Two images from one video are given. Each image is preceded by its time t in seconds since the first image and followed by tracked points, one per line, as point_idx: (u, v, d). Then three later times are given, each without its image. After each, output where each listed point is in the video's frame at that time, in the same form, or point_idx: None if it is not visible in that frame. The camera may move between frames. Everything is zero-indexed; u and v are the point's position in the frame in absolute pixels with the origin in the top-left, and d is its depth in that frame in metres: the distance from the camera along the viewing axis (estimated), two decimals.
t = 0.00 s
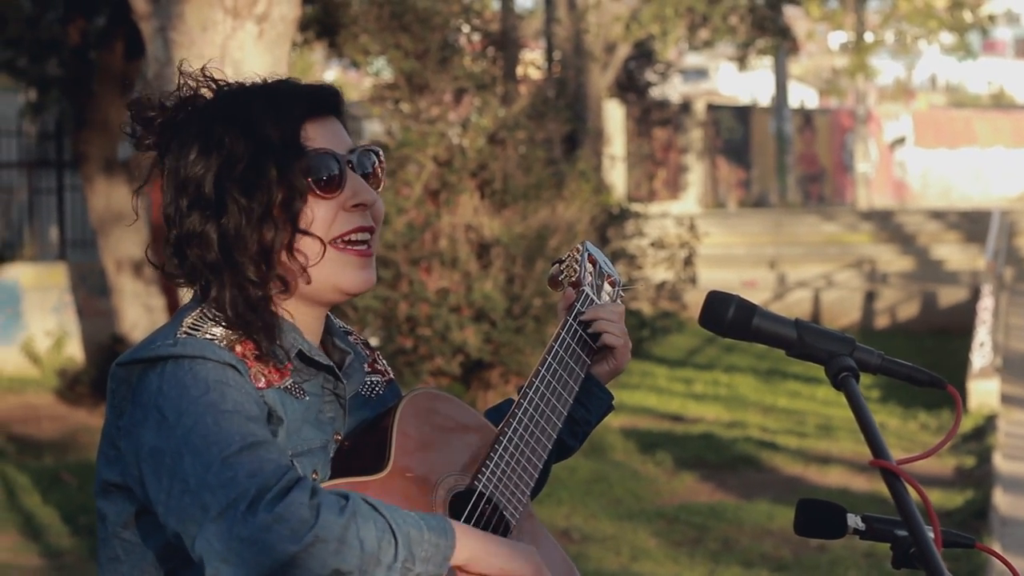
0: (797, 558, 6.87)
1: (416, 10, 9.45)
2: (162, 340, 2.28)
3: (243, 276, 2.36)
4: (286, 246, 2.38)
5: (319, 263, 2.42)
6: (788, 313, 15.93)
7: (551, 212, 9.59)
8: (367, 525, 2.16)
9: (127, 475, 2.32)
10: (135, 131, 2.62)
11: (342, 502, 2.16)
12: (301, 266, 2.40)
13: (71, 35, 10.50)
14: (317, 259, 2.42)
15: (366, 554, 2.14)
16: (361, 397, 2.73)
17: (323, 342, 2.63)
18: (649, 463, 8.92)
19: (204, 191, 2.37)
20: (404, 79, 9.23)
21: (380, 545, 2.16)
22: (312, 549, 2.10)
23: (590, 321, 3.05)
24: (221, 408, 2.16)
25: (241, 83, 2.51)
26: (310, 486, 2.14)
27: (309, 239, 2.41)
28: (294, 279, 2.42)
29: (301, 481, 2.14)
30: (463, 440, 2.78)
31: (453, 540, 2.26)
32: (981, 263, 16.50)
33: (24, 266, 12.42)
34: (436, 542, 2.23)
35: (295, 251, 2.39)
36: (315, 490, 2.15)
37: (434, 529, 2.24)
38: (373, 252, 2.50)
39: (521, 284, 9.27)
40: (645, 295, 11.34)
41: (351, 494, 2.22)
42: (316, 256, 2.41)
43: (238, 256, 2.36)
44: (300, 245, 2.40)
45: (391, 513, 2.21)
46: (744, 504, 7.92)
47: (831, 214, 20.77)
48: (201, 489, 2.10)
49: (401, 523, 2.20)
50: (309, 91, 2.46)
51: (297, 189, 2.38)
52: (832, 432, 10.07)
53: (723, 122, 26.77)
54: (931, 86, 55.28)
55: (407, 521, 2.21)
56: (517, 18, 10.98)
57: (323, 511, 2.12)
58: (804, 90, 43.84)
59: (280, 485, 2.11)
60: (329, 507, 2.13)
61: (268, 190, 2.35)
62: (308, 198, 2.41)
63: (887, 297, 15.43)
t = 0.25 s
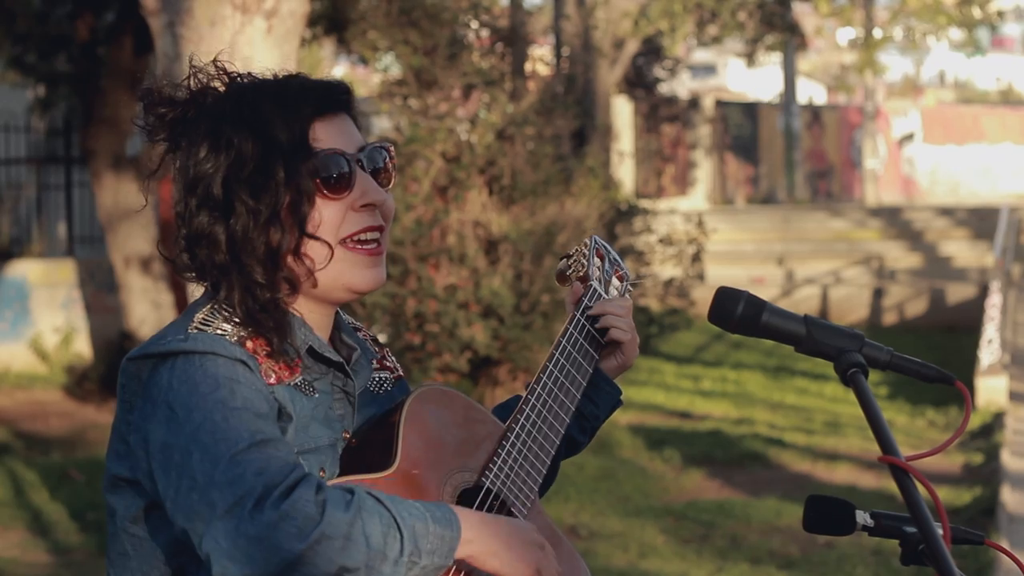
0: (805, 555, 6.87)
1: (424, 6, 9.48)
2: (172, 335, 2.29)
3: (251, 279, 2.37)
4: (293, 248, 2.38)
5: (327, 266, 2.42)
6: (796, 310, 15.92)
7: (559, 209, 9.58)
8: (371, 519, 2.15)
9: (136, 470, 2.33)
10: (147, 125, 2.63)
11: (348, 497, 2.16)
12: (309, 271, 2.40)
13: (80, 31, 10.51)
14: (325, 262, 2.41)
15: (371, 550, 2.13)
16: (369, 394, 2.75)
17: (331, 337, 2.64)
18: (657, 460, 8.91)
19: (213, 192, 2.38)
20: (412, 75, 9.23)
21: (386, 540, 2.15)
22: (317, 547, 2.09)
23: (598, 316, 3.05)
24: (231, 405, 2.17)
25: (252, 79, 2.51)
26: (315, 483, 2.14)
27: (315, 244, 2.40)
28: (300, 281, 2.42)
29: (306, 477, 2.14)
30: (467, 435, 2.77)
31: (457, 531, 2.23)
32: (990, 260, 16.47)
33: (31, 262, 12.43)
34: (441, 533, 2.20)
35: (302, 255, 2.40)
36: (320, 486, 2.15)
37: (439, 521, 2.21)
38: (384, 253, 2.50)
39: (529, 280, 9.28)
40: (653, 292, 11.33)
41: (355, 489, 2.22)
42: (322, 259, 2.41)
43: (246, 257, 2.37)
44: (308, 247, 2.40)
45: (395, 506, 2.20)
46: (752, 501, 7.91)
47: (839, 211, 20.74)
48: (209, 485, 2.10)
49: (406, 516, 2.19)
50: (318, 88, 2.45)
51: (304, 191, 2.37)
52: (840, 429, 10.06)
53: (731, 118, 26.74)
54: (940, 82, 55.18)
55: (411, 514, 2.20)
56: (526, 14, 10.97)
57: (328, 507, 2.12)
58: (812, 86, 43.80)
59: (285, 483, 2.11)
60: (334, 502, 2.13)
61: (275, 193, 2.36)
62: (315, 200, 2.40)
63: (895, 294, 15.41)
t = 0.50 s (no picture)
0: (809, 556, 6.87)
1: (427, 7, 9.46)
2: (177, 336, 2.29)
3: (269, 266, 2.37)
4: (311, 234, 2.38)
5: (344, 251, 2.42)
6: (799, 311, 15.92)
7: (562, 210, 9.59)
8: (378, 524, 2.16)
9: (141, 470, 2.32)
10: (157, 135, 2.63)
11: (356, 500, 2.17)
12: (326, 254, 2.40)
13: (83, 33, 10.54)
14: (342, 246, 2.41)
15: (378, 553, 2.14)
16: (373, 394, 2.76)
17: (336, 336, 2.64)
18: (660, 462, 8.92)
19: (230, 181, 2.38)
20: (416, 77, 9.25)
21: (391, 545, 2.16)
22: (327, 549, 2.10)
23: (601, 315, 3.05)
24: (238, 405, 2.17)
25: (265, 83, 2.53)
26: (324, 484, 2.15)
27: (333, 226, 2.41)
28: (318, 268, 2.41)
29: (317, 478, 2.15)
30: (471, 438, 2.77)
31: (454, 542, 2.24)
32: (993, 261, 16.47)
33: (35, 264, 12.45)
34: (441, 543, 2.21)
35: (320, 238, 2.40)
36: (330, 488, 2.15)
37: (439, 530, 2.22)
38: (397, 249, 2.49)
39: (532, 281, 9.29)
40: (656, 293, 11.33)
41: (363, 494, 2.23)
42: (340, 243, 2.41)
43: (265, 243, 2.36)
44: (326, 232, 2.40)
45: (401, 513, 2.21)
46: (756, 502, 7.92)
47: (842, 212, 20.73)
48: (216, 484, 2.09)
49: (409, 523, 2.20)
50: (333, 87, 2.48)
51: (323, 177, 2.39)
52: (843, 430, 10.07)
53: (735, 119, 26.74)
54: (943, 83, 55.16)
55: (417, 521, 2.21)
56: (529, 16, 10.98)
57: (338, 510, 2.13)
58: (816, 87, 43.83)
59: (294, 485, 2.11)
60: (345, 505, 2.14)
61: (294, 177, 2.36)
62: (334, 187, 2.41)
63: (898, 295, 15.40)
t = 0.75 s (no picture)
0: (806, 555, 6.87)
1: (425, 7, 9.47)
2: (173, 332, 2.29)
3: (253, 254, 2.38)
4: (296, 225, 2.38)
5: (329, 245, 2.41)
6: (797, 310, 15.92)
7: (560, 209, 9.59)
8: (381, 530, 2.15)
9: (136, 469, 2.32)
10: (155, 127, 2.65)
11: (358, 506, 2.16)
12: (308, 246, 2.39)
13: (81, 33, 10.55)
14: (329, 238, 2.41)
15: (378, 560, 2.13)
16: (368, 385, 2.78)
17: (327, 330, 2.63)
18: (659, 460, 8.92)
19: (219, 167, 2.38)
20: (414, 75, 9.25)
21: (394, 553, 2.15)
22: (325, 552, 2.09)
23: (595, 309, 3.05)
24: (234, 403, 2.17)
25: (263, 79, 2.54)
26: (324, 488, 2.14)
27: (321, 218, 2.40)
28: (299, 261, 2.40)
29: (316, 482, 2.14)
30: (467, 435, 2.77)
31: (468, 553, 2.25)
32: (991, 260, 16.46)
33: (32, 263, 12.45)
34: (452, 554, 2.22)
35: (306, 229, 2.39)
36: (330, 493, 2.15)
37: (449, 541, 2.23)
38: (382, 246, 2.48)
39: (530, 280, 9.30)
40: (654, 292, 11.33)
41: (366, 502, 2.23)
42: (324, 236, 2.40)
43: (250, 231, 2.37)
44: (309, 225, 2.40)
45: (405, 520, 2.20)
46: (754, 501, 7.92)
47: (841, 211, 20.73)
48: (215, 482, 2.08)
49: (414, 531, 2.19)
50: (331, 88, 2.50)
51: (313, 170, 2.39)
52: (841, 429, 10.07)
53: (733, 118, 26.75)
54: (941, 82, 55.19)
55: (422, 531, 2.20)
56: (527, 15, 10.98)
57: (338, 513, 2.12)
58: (814, 86, 43.87)
59: (294, 485, 2.10)
60: (344, 510, 2.13)
61: (283, 169, 2.37)
62: (323, 183, 2.41)
63: (896, 294, 15.41)
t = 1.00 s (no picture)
0: (802, 556, 6.87)
1: (420, 9, 9.46)
2: (170, 337, 2.29)
3: (236, 279, 2.37)
4: (276, 252, 2.36)
5: (312, 265, 2.40)
6: (793, 312, 15.93)
7: (555, 211, 9.60)
8: (373, 522, 2.15)
9: (133, 474, 2.32)
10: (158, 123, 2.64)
11: (348, 500, 2.15)
12: (289, 272, 2.38)
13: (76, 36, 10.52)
14: (306, 264, 2.39)
15: (371, 552, 2.13)
16: (366, 393, 2.76)
17: (326, 338, 2.63)
18: (655, 463, 8.92)
19: (203, 190, 2.38)
20: (409, 78, 9.25)
21: (388, 543, 2.15)
22: (318, 551, 2.09)
23: (593, 315, 3.05)
24: (229, 408, 2.16)
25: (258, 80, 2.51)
26: (314, 486, 2.14)
27: (297, 246, 2.38)
28: (282, 285, 2.39)
29: (306, 481, 2.14)
30: (463, 441, 2.77)
31: (460, 534, 2.23)
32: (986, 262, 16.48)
33: (27, 266, 12.45)
34: (444, 536, 2.20)
35: (284, 259, 2.37)
36: (320, 489, 2.15)
37: (441, 523, 2.21)
38: (377, 255, 2.46)
39: (526, 283, 9.30)
40: (650, 295, 11.33)
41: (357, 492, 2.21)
42: (303, 262, 2.39)
43: (232, 258, 2.37)
44: (291, 250, 2.38)
45: (396, 506, 2.19)
46: (749, 503, 7.92)
47: (836, 213, 20.75)
48: (207, 490, 2.09)
49: (407, 519, 2.18)
50: (316, 95, 2.45)
51: (291, 195, 2.36)
52: (837, 431, 10.07)
53: (729, 121, 26.75)
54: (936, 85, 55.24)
55: (414, 516, 2.19)
56: (523, 17, 10.99)
57: (328, 510, 2.11)
58: (809, 88, 43.93)
59: (283, 488, 2.10)
60: (335, 506, 2.13)
61: (262, 195, 2.35)
62: (301, 204, 2.38)
63: (892, 296, 15.42)
